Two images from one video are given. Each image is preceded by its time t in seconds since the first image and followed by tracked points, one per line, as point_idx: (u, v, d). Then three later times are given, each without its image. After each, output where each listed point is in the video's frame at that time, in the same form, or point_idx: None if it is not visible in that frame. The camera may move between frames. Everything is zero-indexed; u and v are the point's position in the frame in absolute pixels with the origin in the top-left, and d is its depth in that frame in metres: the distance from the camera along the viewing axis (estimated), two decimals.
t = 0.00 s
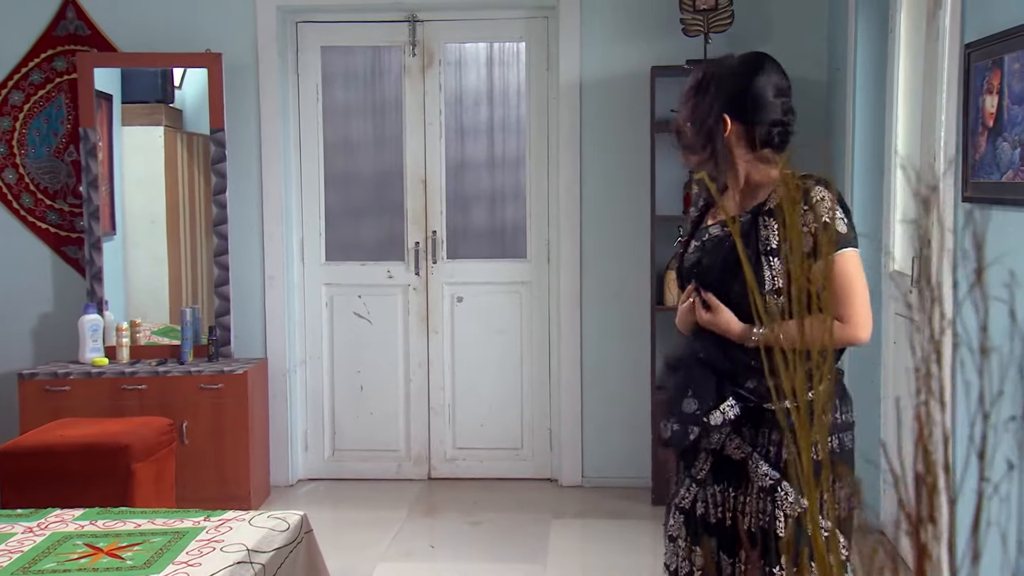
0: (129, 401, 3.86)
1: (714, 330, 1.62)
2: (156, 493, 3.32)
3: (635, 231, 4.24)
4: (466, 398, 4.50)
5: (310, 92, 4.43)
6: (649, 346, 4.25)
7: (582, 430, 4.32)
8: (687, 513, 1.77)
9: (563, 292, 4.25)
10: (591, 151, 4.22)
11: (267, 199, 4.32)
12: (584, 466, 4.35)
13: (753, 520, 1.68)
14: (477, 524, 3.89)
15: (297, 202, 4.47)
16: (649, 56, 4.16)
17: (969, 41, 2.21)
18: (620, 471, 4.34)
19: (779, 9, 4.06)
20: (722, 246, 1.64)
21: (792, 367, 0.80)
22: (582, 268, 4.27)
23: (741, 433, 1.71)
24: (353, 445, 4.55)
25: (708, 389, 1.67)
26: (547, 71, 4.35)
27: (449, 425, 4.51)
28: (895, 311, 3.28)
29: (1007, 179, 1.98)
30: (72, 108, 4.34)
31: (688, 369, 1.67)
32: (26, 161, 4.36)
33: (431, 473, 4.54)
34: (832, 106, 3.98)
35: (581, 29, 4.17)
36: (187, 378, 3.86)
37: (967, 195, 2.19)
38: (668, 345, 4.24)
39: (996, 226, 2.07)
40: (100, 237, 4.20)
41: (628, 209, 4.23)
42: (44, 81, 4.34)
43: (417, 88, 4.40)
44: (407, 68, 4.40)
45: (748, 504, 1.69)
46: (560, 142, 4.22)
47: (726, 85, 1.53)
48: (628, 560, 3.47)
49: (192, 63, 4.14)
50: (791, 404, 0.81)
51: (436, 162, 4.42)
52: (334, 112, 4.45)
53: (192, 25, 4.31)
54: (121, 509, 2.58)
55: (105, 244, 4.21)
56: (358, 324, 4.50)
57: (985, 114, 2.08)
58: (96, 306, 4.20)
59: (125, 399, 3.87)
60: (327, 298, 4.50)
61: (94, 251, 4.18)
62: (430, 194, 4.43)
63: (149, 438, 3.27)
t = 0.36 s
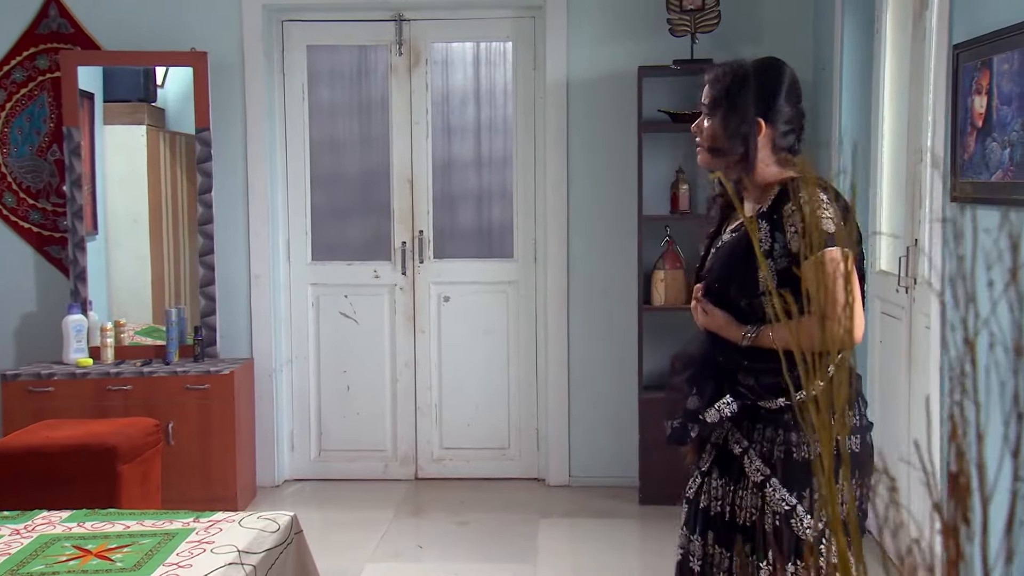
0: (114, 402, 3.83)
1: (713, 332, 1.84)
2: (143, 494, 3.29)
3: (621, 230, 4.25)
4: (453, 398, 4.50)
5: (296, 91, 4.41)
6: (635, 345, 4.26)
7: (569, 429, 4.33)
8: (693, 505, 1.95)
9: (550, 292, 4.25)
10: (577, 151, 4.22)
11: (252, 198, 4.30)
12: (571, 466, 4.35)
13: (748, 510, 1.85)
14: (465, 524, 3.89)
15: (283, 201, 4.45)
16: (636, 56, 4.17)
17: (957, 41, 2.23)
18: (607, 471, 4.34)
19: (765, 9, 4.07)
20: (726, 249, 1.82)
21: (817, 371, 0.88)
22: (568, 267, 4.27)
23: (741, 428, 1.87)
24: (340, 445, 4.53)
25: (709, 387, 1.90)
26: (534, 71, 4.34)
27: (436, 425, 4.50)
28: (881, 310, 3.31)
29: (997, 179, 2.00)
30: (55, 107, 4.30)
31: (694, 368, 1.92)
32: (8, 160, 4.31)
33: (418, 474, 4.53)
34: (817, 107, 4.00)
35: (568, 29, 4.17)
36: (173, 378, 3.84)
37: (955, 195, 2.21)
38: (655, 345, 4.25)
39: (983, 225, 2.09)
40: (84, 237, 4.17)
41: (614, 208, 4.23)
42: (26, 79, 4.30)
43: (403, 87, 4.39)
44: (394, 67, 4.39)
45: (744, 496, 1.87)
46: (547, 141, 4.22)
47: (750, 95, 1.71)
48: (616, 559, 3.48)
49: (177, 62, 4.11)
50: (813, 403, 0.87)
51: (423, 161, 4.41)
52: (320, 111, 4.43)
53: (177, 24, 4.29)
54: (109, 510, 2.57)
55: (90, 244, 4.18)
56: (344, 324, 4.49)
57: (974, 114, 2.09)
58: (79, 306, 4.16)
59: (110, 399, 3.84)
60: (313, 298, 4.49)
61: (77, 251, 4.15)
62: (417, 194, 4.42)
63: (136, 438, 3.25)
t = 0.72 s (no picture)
0: (100, 402, 3.80)
1: (694, 324, 1.88)
2: (130, 493, 3.27)
3: (610, 228, 4.25)
4: (442, 397, 4.49)
5: (283, 89, 4.39)
6: (624, 344, 4.27)
7: (558, 428, 4.33)
8: (675, 499, 1.96)
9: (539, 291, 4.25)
10: (565, 149, 4.23)
11: (239, 197, 4.28)
12: (560, 465, 4.36)
13: (726, 501, 1.88)
14: (455, 522, 3.89)
15: (270, 199, 4.43)
16: (624, 55, 4.17)
17: (946, 41, 2.24)
18: (596, 469, 4.35)
19: (753, 8, 4.09)
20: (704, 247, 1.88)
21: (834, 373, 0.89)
22: (557, 265, 4.27)
23: (722, 422, 1.89)
24: (328, 444, 4.52)
25: (695, 382, 1.90)
26: (523, 70, 4.34)
27: (425, 424, 4.49)
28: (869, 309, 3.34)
29: (987, 178, 2.01)
30: (40, 104, 4.26)
31: (680, 367, 1.93)
32: None
33: (406, 473, 4.52)
34: (805, 106, 4.02)
35: (556, 28, 4.17)
36: (160, 378, 3.82)
37: (946, 193, 2.22)
38: (644, 344, 4.26)
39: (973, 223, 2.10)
40: (70, 236, 4.13)
41: (603, 207, 4.23)
42: (10, 76, 4.26)
43: (391, 86, 4.38)
44: (382, 65, 4.38)
45: (723, 488, 1.89)
46: (536, 141, 4.22)
47: (754, 104, 1.80)
48: (606, 557, 3.48)
49: (164, 60, 4.09)
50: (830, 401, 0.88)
51: (411, 160, 4.40)
52: (308, 110, 4.41)
53: (163, 21, 4.26)
54: (98, 511, 2.55)
55: (75, 243, 4.14)
56: (332, 323, 4.47)
57: (964, 113, 2.11)
58: (65, 306, 4.13)
59: (96, 399, 3.81)
60: (301, 297, 4.47)
61: (63, 250, 4.12)
62: (405, 192, 4.41)
63: (123, 438, 3.23)
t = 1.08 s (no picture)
0: (102, 399, 3.80)
1: (645, 320, 2.03)
2: (133, 491, 3.27)
3: (612, 225, 4.25)
4: (443, 394, 4.49)
5: (284, 86, 4.38)
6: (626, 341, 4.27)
7: (560, 425, 4.33)
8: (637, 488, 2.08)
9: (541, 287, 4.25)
10: (566, 146, 4.22)
11: (240, 194, 4.27)
12: (561, 462, 4.36)
13: (673, 491, 2.00)
14: (458, 519, 3.89)
15: (271, 195, 4.42)
16: (626, 51, 4.17)
17: (952, 37, 2.25)
18: (598, 466, 4.35)
19: (755, 4, 4.08)
20: (654, 246, 2.02)
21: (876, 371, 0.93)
22: (559, 262, 4.27)
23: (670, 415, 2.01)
24: (329, 442, 4.52)
25: (641, 374, 2.04)
26: (524, 67, 4.34)
27: (426, 421, 4.49)
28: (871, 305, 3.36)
29: (994, 174, 2.02)
30: (40, 101, 4.25)
31: (628, 362, 2.06)
32: None
33: (408, 470, 4.52)
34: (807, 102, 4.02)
35: (557, 24, 4.17)
36: (162, 376, 3.81)
37: (952, 189, 2.23)
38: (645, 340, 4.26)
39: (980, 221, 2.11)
40: (71, 233, 4.11)
41: (605, 204, 4.23)
42: (10, 73, 4.24)
43: (392, 82, 4.37)
44: (382, 62, 4.37)
45: (670, 478, 2.01)
46: (537, 137, 4.22)
47: (703, 104, 1.94)
48: (610, 553, 3.48)
49: (165, 57, 4.08)
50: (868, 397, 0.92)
51: (412, 157, 4.39)
52: (309, 107, 4.41)
53: (164, 18, 4.26)
54: (102, 507, 2.55)
55: (76, 239, 4.13)
56: (333, 320, 4.47)
57: (970, 110, 2.11)
58: (66, 303, 4.11)
59: (98, 396, 3.81)
60: (302, 294, 4.47)
61: (64, 247, 4.10)
62: (406, 189, 4.40)
63: (126, 436, 3.23)
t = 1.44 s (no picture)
0: (111, 396, 3.80)
1: (617, 328, 1.98)
2: (142, 487, 3.27)
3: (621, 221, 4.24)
4: (450, 391, 4.48)
5: (291, 83, 4.38)
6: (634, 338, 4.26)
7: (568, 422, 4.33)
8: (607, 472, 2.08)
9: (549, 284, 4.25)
10: (574, 143, 4.22)
11: (248, 191, 4.27)
12: (568, 459, 4.36)
13: (628, 474, 2.01)
14: (467, 516, 3.89)
15: (278, 192, 4.42)
16: (634, 47, 4.16)
17: (966, 34, 2.24)
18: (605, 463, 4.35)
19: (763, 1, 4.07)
20: (617, 245, 2.00)
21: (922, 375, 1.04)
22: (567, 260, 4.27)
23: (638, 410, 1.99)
24: (336, 439, 4.52)
25: (625, 398, 1.96)
26: (531, 63, 4.33)
27: (434, 418, 4.49)
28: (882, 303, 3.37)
29: (1010, 171, 2.01)
30: (47, 98, 4.25)
31: (598, 376, 2.00)
32: None
33: (415, 467, 4.52)
34: (815, 98, 4.01)
35: (565, 21, 4.16)
36: (170, 373, 3.82)
37: (966, 186, 2.22)
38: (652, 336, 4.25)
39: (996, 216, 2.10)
40: (79, 229, 4.12)
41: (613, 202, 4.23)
42: (18, 70, 4.25)
43: (400, 79, 4.37)
44: (389, 58, 4.37)
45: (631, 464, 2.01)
46: (545, 134, 4.22)
47: (649, 101, 1.92)
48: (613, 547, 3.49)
49: (173, 54, 4.08)
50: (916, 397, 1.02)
51: (419, 154, 4.39)
52: (316, 104, 4.40)
53: (171, 15, 4.25)
54: (112, 505, 2.55)
55: (84, 236, 4.13)
56: (340, 317, 4.47)
57: (985, 106, 2.10)
58: (74, 300, 4.12)
59: (107, 393, 3.81)
60: (309, 291, 4.47)
61: (72, 244, 4.10)
62: (413, 186, 4.40)
63: (136, 433, 3.23)
